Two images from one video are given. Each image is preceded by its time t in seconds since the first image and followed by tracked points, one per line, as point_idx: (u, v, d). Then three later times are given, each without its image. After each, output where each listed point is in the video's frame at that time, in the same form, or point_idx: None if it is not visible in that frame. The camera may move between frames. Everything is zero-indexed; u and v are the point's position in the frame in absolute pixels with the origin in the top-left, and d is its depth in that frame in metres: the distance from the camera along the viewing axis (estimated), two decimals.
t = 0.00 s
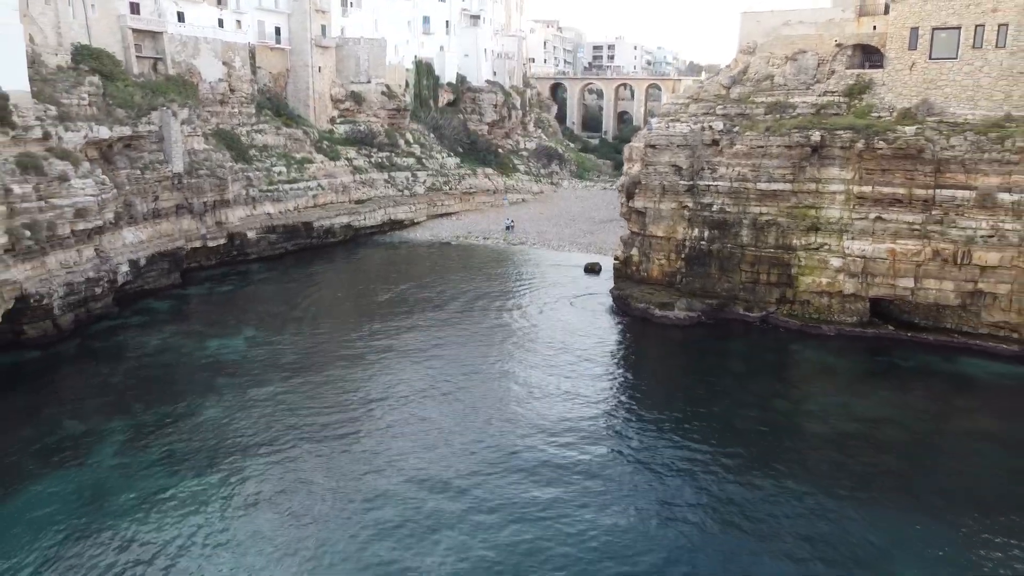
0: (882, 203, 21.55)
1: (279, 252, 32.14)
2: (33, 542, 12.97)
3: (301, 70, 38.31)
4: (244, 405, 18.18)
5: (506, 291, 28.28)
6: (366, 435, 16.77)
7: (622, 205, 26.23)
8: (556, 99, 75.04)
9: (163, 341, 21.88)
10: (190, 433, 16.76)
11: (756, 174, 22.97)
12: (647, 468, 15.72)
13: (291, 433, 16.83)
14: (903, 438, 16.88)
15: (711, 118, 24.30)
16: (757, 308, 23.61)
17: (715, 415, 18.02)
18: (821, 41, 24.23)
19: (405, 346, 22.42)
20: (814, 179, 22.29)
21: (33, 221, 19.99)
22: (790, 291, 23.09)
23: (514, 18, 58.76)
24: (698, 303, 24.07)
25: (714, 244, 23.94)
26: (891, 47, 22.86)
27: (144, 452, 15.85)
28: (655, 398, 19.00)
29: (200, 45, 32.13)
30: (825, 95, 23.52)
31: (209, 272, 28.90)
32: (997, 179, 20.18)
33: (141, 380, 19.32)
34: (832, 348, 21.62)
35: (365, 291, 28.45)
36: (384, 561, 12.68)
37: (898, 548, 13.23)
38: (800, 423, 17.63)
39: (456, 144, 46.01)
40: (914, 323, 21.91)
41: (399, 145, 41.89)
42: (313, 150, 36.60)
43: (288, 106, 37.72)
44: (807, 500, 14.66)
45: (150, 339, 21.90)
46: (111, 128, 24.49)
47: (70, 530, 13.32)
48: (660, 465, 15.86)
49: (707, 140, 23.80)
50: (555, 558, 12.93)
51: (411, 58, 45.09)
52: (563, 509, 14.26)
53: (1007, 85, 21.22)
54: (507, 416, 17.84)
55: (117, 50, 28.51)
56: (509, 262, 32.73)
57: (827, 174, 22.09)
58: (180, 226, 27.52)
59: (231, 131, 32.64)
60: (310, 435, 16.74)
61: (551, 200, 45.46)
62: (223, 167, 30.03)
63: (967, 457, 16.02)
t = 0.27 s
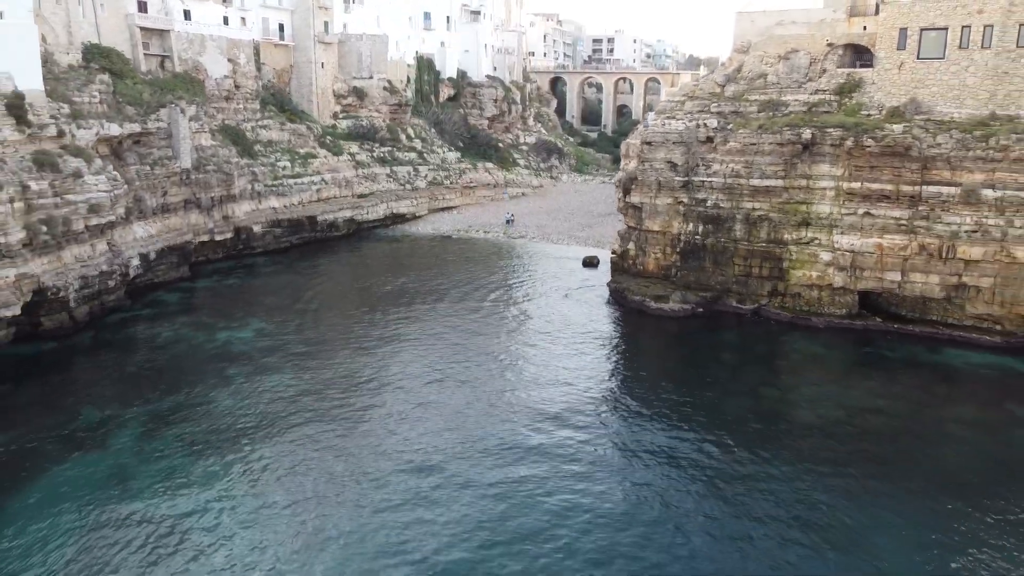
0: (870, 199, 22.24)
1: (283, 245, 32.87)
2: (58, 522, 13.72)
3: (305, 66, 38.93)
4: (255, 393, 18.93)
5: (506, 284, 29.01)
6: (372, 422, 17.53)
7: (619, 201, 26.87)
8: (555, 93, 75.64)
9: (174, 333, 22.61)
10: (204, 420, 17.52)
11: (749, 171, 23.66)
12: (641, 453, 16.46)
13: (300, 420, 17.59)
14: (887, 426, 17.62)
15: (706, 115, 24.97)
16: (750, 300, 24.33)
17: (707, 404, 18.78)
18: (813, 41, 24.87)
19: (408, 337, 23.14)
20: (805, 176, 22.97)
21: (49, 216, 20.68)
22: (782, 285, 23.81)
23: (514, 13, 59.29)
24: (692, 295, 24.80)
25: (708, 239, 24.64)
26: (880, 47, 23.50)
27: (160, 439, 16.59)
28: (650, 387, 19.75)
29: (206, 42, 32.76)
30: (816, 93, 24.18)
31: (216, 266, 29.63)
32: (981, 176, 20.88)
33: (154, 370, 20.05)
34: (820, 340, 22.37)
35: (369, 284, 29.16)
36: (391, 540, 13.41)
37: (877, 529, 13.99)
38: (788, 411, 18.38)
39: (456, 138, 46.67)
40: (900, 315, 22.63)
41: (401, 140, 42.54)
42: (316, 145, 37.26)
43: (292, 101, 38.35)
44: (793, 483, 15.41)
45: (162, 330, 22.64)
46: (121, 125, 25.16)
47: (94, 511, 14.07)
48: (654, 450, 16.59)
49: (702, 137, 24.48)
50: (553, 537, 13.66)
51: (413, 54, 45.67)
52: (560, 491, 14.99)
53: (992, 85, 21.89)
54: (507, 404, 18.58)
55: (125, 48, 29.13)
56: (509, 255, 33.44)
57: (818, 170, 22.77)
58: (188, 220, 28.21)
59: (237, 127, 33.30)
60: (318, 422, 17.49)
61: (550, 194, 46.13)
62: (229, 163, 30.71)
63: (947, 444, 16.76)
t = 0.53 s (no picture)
0: (859, 195, 22.95)
1: (288, 239, 33.60)
2: (81, 502, 14.48)
3: (308, 62, 39.52)
4: (264, 382, 19.69)
5: (506, 277, 29.75)
6: (378, 409, 18.30)
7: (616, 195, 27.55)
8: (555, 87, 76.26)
9: (185, 324, 23.35)
10: (217, 407, 18.29)
11: (742, 167, 24.35)
12: (635, 439, 17.23)
13: (309, 407, 18.36)
14: (872, 414, 18.37)
15: (701, 113, 25.64)
16: (743, 293, 25.08)
17: (699, 392, 19.54)
18: (806, 40, 25.51)
19: (412, 328, 23.88)
20: (796, 172, 23.66)
21: (64, 212, 21.37)
22: (773, 278, 24.54)
23: (514, 7, 59.78)
24: (687, 288, 25.54)
25: (702, 233, 25.36)
26: (870, 46, 24.13)
27: (175, 425, 17.34)
28: (644, 376, 20.50)
29: (211, 40, 33.38)
30: (808, 91, 24.83)
31: (223, 259, 30.35)
32: (966, 173, 21.59)
33: (167, 361, 20.81)
34: (810, 331, 23.11)
35: (372, 277, 29.88)
36: (397, 519, 14.16)
37: (858, 511, 14.75)
38: (777, 399, 19.14)
39: (457, 133, 47.33)
40: (888, 307, 23.37)
41: (403, 135, 43.21)
42: (320, 140, 37.91)
43: (295, 97, 38.97)
44: (779, 468, 16.17)
45: (173, 322, 23.40)
46: (131, 122, 25.83)
47: (114, 493, 14.79)
48: (648, 437, 17.33)
49: (697, 134, 25.18)
50: (550, 517, 14.40)
51: (414, 50, 46.26)
52: (557, 475, 15.73)
53: (978, 85, 22.56)
54: (507, 393, 19.33)
55: (133, 46, 29.74)
56: (509, 248, 34.16)
57: (809, 167, 23.46)
58: (195, 215, 28.91)
59: (242, 123, 33.94)
60: (325, 409, 18.27)
61: (550, 188, 46.80)
62: (235, 158, 31.38)
63: (928, 431, 17.52)
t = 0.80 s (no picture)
0: (849, 191, 23.64)
1: (293, 233, 34.30)
2: (103, 482, 15.22)
3: (311, 58, 40.09)
4: (274, 372, 20.42)
5: (506, 270, 30.46)
6: (383, 397, 19.04)
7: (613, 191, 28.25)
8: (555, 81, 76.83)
9: (195, 316, 24.08)
10: (229, 395, 19.02)
11: (736, 164, 25.03)
12: (630, 426, 17.98)
13: (316, 395, 19.10)
14: (858, 403, 19.11)
15: (696, 111, 26.30)
16: (736, 286, 25.80)
17: (692, 381, 20.27)
18: (798, 40, 26.14)
19: (415, 320, 24.62)
20: (788, 168, 24.34)
21: (78, 207, 22.04)
22: (765, 272, 25.25)
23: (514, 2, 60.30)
24: (682, 281, 26.26)
25: (697, 228, 26.06)
26: (861, 46, 24.76)
27: (189, 412, 18.08)
28: (639, 366, 21.23)
29: (217, 37, 33.96)
30: (800, 90, 25.48)
31: (229, 253, 31.05)
32: (952, 170, 22.29)
33: (179, 352, 21.53)
34: (801, 323, 23.84)
35: (375, 270, 30.59)
36: (403, 501, 14.87)
37: (843, 494, 15.47)
38: (767, 388, 19.87)
39: (458, 128, 47.96)
40: (876, 301, 24.10)
41: (404, 130, 43.86)
42: (323, 135, 38.55)
43: (299, 93, 39.58)
44: (769, 453, 16.89)
45: (184, 314, 24.12)
46: (140, 119, 26.48)
47: (133, 476, 15.46)
48: (643, 424, 18.05)
49: (692, 131, 25.84)
50: (548, 499, 15.11)
51: (415, 45, 46.85)
52: (556, 460, 16.44)
53: (965, 84, 23.24)
54: (506, 382, 20.06)
55: (140, 43, 30.33)
56: (509, 242, 34.86)
57: (800, 164, 24.13)
58: (203, 209, 29.58)
59: (247, 119, 34.57)
60: (333, 397, 19.00)
61: (549, 182, 47.47)
62: (241, 154, 32.04)
63: (912, 420, 18.26)
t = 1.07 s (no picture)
0: (839, 187, 24.34)
1: (297, 227, 35.02)
2: (124, 463, 15.96)
3: (314, 54, 40.68)
4: (283, 362, 21.15)
5: (507, 263, 31.17)
6: (389, 386, 19.78)
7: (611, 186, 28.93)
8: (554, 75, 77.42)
9: (205, 309, 24.82)
10: (241, 384, 19.76)
11: (730, 160, 25.71)
12: (626, 412, 18.73)
13: (324, 383, 19.86)
14: (845, 391, 19.87)
15: (692, 108, 26.95)
16: (730, 279, 26.52)
17: (685, 371, 21.02)
18: (791, 39, 26.77)
19: (418, 311, 25.36)
20: (780, 165, 25.02)
21: (91, 203, 22.75)
22: (758, 265, 25.98)
23: None
24: (677, 275, 27.00)
25: (692, 223, 26.77)
26: (853, 45, 25.39)
27: (202, 400, 18.82)
28: (635, 356, 21.96)
29: (222, 34, 34.55)
30: (793, 87, 26.14)
31: (236, 246, 31.76)
32: (939, 166, 22.99)
33: (190, 342, 22.27)
34: (792, 315, 24.58)
35: (377, 263, 31.31)
36: (408, 482, 15.58)
37: (830, 477, 16.21)
38: (758, 378, 20.61)
39: (459, 123, 48.59)
40: (865, 293, 24.85)
41: (405, 125, 44.51)
42: (326, 130, 39.19)
43: (302, 88, 40.18)
44: (759, 439, 17.63)
45: (194, 306, 24.85)
46: (149, 116, 27.12)
47: (152, 459, 16.15)
48: (638, 411, 18.80)
49: (687, 128, 26.51)
50: (547, 481, 15.83)
51: (416, 41, 47.44)
52: (554, 444, 17.17)
53: (952, 84, 23.92)
54: (507, 371, 20.80)
55: (147, 41, 30.94)
56: (509, 235, 35.58)
57: (793, 160, 24.80)
58: (210, 204, 30.26)
59: (252, 114, 35.18)
60: (340, 385, 19.76)
61: (548, 176, 48.15)
62: (246, 149, 32.69)
63: (896, 408, 19.01)
